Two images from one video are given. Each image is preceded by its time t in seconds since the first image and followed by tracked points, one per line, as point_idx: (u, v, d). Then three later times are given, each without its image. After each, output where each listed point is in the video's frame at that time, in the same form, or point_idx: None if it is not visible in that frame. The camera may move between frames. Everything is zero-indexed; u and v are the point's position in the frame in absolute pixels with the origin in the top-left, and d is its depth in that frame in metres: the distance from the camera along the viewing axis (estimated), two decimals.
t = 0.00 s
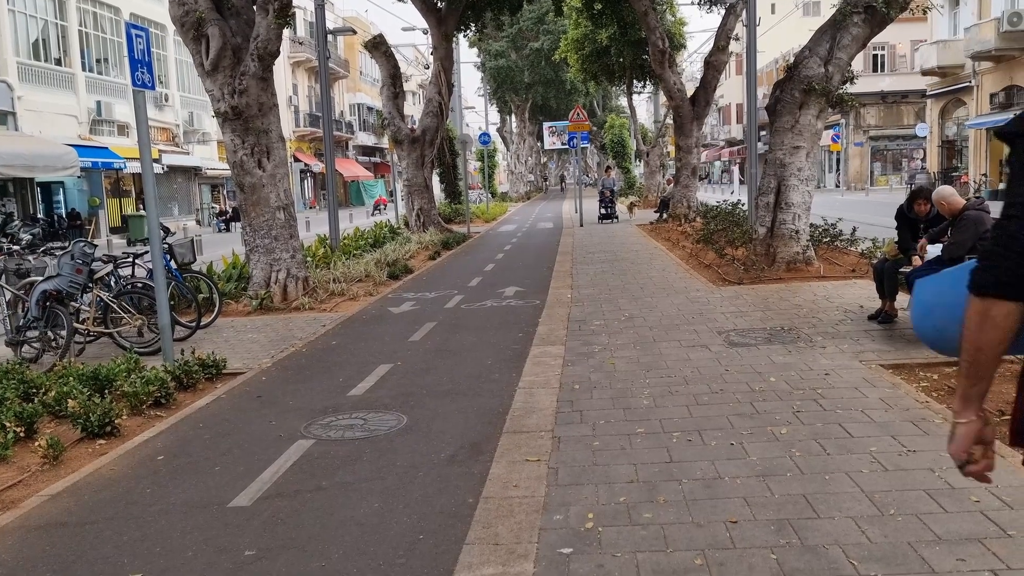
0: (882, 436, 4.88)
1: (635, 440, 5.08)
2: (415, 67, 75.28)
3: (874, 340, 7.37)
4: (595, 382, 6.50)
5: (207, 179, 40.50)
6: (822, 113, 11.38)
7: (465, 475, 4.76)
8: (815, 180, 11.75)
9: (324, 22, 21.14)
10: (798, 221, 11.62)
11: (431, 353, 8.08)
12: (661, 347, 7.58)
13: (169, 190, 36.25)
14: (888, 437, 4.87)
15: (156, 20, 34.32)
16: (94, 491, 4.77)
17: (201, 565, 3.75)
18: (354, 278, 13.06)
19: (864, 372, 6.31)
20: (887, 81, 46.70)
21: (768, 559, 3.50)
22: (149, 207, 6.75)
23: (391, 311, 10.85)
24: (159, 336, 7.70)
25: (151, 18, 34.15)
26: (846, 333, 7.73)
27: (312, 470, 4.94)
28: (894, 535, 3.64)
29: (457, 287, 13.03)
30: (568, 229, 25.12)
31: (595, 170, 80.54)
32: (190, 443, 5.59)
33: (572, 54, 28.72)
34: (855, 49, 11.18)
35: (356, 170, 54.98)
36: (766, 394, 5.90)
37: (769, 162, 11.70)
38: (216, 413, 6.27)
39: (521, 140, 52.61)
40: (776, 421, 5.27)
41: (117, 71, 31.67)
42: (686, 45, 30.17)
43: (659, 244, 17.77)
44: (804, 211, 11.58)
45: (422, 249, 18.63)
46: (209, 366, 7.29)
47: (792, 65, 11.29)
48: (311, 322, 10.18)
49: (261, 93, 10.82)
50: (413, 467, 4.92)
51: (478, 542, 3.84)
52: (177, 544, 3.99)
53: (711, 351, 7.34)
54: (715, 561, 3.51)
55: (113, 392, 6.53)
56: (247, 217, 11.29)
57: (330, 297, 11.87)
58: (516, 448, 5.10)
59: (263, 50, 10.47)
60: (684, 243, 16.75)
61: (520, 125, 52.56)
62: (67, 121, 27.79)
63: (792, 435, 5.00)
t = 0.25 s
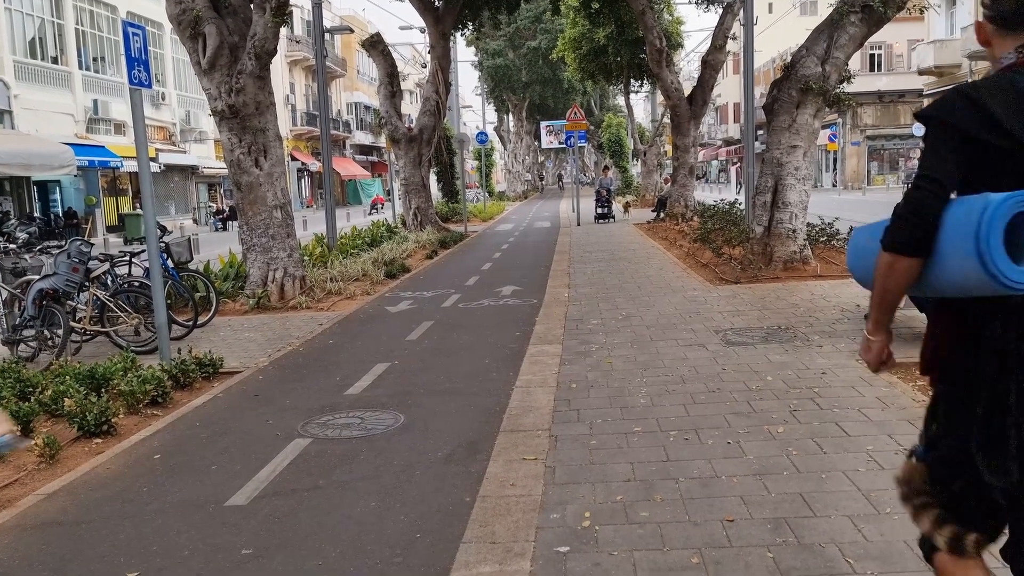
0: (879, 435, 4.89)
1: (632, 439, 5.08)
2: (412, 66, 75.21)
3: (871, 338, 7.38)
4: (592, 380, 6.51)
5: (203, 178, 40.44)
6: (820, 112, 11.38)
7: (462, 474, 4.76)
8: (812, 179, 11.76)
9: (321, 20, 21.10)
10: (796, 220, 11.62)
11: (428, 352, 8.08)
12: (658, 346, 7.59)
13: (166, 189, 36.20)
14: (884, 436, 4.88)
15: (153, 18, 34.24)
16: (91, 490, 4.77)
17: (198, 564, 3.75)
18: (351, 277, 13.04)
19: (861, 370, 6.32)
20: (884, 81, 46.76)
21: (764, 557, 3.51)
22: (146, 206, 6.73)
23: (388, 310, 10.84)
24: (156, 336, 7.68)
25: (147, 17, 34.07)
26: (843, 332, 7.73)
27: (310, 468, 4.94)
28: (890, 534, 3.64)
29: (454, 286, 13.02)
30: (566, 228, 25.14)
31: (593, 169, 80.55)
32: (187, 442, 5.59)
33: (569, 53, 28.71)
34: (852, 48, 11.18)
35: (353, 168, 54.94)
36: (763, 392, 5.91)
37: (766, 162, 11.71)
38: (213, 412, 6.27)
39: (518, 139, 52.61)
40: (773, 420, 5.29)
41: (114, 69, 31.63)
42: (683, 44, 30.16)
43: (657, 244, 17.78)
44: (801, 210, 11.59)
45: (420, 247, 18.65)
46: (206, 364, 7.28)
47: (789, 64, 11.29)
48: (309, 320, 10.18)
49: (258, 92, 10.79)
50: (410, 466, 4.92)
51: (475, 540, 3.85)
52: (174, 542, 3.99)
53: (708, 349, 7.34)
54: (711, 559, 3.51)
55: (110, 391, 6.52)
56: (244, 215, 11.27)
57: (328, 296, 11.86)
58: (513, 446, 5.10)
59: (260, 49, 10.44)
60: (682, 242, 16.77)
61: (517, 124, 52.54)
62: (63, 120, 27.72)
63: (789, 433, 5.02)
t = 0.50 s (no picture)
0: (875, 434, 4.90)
1: (629, 438, 5.08)
2: (409, 65, 75.16)
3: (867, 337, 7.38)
4: (589, 379, 6.52)
5: (200, 176, 40.37)
6: (816, 111, 11.40)
7: (459, 473, 4.76)
8: (809, 178, 11.77)
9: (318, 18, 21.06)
10: (792, 219, 11.62)
11: (425, 351, 8.08)
12: (655, 345, 7.60)
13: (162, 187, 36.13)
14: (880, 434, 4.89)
15: (149, 16, 34.16)
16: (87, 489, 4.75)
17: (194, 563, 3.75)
18: (347, 276, 13.02)
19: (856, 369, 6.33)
20: (880, 80, 46.83)
21: (760, 555, 3.52)
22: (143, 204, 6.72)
23: (385, 309, 10.83)
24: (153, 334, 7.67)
25: (144, 15, 34.00)
26: (839, 331, 7.74)
27: (307, 467, 4.93)
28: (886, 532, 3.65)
29: (451, 285, 13.00)
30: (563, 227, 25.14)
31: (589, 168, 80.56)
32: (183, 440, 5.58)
33: (566, 52, 28.69)
34: (849, 47, 11.19)
35: (350, 167, 54.90)
36: (760, 391, 5.92)
37: (763, 161, 11.72)
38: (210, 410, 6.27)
39: (515, 138, 52.59)
40: (770, 418, 5.29)
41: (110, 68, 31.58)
42: (680, 43, 30.17)
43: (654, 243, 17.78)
44: (798, 209, 11.59)
45: (416, 246, 18.66)
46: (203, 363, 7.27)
47: (786, 63, 11.31)
48: (305, 319, 10.16)
49: (255, 90, 10.77)
50: (406, 465, 4.92)
51: (472, 539, 3.85)
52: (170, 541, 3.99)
53: (705, 348, 7.35)
54: (708, 557, 3.52)
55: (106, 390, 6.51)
56: (241, 214, 11.26)
57: (324, 295, 11.84)
58: (510, 445, 5.10)
59: (257, 48, 10.42)
60: (679, 241, 16.79)
61: (514, 123, 52.52)
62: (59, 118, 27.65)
63: (786, 432, 5.02)
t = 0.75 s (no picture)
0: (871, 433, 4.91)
1: (626, 437, 5.09)
2: (407, 64, 75.10)
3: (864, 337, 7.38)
4: (586, 378, 6.53)
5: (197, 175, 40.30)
6: (813, 110, 11.43)
7: (456, 472, 4.77)
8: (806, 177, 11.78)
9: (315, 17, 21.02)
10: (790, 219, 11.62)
11: (423, 350, 8.08)
12: (652, 344, 7.60)
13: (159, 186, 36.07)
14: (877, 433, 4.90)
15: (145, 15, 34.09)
16: (83, 488, 4.75)
17: (191, 562, 3.75)
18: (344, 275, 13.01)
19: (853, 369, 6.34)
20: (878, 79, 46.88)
21: (756, 554, 3.52)
22: (139, 203, 6.71)
23: (382, 308, 10.82)
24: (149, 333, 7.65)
25: (140, 14, 33.92)
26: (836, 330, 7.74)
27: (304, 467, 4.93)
28: (883, 530, 3.66)
29: (448, 284, 13.00)
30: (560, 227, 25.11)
31: (587, 167, 80.57)
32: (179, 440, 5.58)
33: (564, 51, 28.69)
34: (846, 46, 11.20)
35: (348, 166, 54.85)
36: (757, 390, 5.93)
37: (760, 160, 11.73)
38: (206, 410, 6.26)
39: (512, 137, 52.58)
40: (767, 417, 5.30)
41: (107, 67, 31.51)
42: (677, 42, 30.17)
43: (651, 242, 17.77)
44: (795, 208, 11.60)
45: (413, 246, 18.59)
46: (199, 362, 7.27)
47: (783, 62, 11.34)
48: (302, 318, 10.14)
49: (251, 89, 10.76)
50: (403, 464, 4.92)
51: (469, 538, 3.85)
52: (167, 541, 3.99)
53: (702, 347, 7.35)
54: (705, 556, 3.52)
55: (103, 390, 6.51)
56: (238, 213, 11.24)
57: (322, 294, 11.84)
58: (508, 444, 5.10)
59: (253, 46, 10.41)
60: (676, 240, 16.79)
61: (511, 122, 52.50)
62: (56, 117, 27.60)
63: (783, 431, 5.03)
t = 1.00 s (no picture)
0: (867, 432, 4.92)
1: (623, 436, 5.09)
2: (404, 63, 75.06)
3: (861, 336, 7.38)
4: (583, 377, 6.53)
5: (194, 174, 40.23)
6: (811, 110, 11.44)
7: (454, 471, 4.77)
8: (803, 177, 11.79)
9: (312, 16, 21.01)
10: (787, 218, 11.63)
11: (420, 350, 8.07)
12: (650, 344, 7.60)
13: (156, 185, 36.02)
14: (873, 433, 4.91)
15: (142, 14, 34.04)
16: (80, 488, 4.75)
17: (188, 561, 3.75)
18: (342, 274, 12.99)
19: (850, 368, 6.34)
20: (875, 79, 46.93)
21: (753, 553, 3.53)
22: (136, 202, 6.71)
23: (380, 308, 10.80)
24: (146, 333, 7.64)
25: (137, 13, 33.88)
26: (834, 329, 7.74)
27: (301, 466, 4.93)
28: (879, 530, 3.67)
29: (446, 283, 13.00)
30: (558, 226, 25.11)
31: (585, 167, 80.58)
32: (176, 439, 5.57)
33: (561, 50, 28.70)
34: (843, 46, 11.21)
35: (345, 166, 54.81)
36: (754, 389, 5.94)
37: (757, 160, 11.74)
38: (203, 409, 6.26)
39: (509, 136, 52.56)
40: (764, 416, 5.31)
41: (104, 65, 31.48)
42: (675, 42, 30.19)
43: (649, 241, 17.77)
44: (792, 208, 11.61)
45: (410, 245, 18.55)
46: (196, 362, 7.27)
47: (781, 62, 11.34)
48: (300, 318, 10.12)
49: (249, 88, 10.76)
50: (400, 463, 4.92)
51: (465, 537, 3.85)
52: (164, 540, 3.99)
53: (700, 347, 7.36)
54: (701, 556, 3.53)
55: (99, 389, 6.51)
56: (235, 213, 11.24)
57: (319, 293, 11.84)
58: (505, 443, 5.11)
59: (251, 45, 10.41)
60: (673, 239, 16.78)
61: (509, 121, 52.48)
62: (52, 116, 27.55)
63: (780, 430, 5.04)
